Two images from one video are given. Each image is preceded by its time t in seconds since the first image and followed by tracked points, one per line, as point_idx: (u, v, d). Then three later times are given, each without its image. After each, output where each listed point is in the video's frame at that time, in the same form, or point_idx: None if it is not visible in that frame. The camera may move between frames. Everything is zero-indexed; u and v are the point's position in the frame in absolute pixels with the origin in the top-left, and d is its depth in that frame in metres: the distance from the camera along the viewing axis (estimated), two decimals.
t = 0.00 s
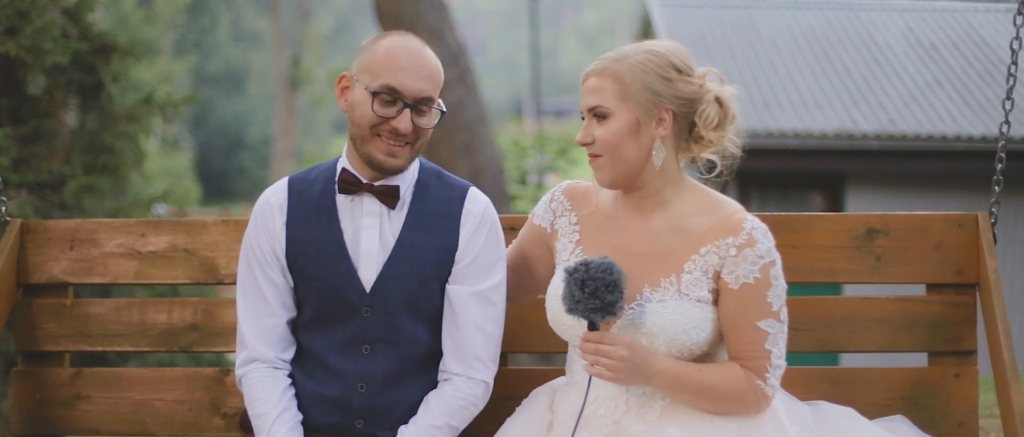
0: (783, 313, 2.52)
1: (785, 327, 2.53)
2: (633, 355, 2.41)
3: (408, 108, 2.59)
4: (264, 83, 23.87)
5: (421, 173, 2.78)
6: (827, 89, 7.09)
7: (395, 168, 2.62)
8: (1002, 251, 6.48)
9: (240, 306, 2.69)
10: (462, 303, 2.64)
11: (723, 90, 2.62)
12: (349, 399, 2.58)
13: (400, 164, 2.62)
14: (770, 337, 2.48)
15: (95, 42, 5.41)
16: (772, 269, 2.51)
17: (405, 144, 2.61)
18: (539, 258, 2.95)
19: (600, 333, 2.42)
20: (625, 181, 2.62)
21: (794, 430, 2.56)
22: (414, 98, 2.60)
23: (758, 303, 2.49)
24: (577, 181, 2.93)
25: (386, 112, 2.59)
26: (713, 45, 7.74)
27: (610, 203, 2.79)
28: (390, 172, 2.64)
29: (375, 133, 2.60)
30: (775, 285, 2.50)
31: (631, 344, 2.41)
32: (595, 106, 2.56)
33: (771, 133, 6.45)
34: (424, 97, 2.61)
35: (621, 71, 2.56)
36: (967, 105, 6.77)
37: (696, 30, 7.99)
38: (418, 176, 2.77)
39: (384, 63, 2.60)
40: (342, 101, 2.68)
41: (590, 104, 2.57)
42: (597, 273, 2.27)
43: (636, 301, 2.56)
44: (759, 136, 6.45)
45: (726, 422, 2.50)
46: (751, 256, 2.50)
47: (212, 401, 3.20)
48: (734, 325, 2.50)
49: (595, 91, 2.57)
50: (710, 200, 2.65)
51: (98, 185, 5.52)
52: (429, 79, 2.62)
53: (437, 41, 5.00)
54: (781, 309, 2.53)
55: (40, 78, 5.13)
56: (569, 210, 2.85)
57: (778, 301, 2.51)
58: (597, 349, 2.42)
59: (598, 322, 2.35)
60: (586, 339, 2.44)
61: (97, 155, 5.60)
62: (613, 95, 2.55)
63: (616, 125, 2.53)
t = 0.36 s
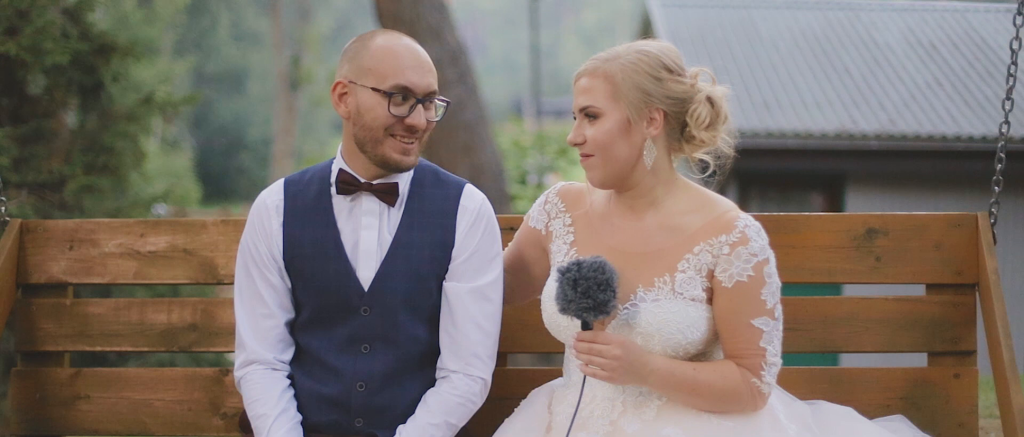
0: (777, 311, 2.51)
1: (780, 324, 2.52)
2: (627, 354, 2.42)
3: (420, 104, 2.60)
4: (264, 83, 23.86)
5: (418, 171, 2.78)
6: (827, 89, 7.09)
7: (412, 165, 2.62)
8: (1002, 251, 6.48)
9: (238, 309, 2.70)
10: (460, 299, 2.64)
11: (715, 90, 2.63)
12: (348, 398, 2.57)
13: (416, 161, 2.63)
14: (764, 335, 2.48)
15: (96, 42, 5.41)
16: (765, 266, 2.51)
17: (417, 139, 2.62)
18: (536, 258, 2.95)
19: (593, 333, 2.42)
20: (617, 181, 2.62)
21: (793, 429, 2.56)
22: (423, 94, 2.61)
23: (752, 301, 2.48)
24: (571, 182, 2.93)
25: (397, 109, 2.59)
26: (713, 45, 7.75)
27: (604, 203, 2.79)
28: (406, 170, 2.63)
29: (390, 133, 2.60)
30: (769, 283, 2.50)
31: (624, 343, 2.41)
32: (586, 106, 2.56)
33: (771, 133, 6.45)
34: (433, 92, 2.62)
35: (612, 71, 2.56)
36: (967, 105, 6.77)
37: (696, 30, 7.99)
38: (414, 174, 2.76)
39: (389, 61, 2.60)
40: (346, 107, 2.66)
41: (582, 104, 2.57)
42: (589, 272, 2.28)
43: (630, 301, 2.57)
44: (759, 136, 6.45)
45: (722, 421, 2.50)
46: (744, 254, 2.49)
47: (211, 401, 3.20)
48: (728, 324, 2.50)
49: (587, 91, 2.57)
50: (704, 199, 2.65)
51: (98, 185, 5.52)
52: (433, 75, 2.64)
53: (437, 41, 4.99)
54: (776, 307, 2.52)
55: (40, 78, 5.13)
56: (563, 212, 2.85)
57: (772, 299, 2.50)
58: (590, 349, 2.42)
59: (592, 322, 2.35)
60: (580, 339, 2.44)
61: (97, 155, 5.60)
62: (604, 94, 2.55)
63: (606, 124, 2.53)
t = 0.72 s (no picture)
0: (779, 311, 2.51)
1: (781, 324, 2.52)
2: (629, 355, 2.41)
3: (423, 103, 2.61)
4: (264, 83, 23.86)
5: (416, 172, 2.78)
6: (827, 89, 7.10)
7: (416, 162, 2.62)
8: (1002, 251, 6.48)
9: (236, 312, 2.70)
10: (460, 300, 2.64)
11: (714, 90, 2.63)
12: (347, 399, 2.57)
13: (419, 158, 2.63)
14: (766, 335, 2.48)
15: (96, 42, 5.41)
16: (767, 266, 2.51)
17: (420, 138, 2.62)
18: (536, 259, 2.94)
19: (595, 334, 2.41)
20: (617, 181, 2.61)
21: (793, 429, 2.56)
22: (425, 92, 2.62)
23: (754, 301, 2.48)
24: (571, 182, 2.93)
25: (400, 107, 2.59)
26: (713, 45, 7.76)
27: (604, 203, 2.79)
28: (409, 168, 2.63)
29: (392, 131, 2.60)
30: (770, 283, 2.50)
31: (627, 344, 2.41)
32: (585, 105, 2.56)
33: (771, 133, 6.45)
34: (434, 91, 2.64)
35: (611, 70, 2.56)
36: (967, 105, 6.77)
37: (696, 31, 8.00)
38: (413, 175, 2.76)
39: (390, 60, 2.61)
40: (346, 108, 2.66)
41: (581, 103, 2.57)
42: (592, 274, 2.27)
43: (631, 302, 2.56)
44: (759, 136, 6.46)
45: (723, 421, 2.50)
46: (745, 254, 2.50)
47: (211, 401, 3.20)
48: (731, 324, 2.50)
49: (586, 90, 2.57)
50: (704, 199, 2.65)
51: (98, 185, 5.52)
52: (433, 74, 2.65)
53: (437, 41, 4.99)
54: (778, 307, 2.52)
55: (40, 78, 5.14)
56: (564, 212, 2.85)
57: (774, 299, 2.50)
58: (592, 350, 2.42)
59: (594, 322, 2.35)
60: (582, 340, 2.44)
61: (97, 156, 5.60)
62: (603, 93, 2.55)
63: (605, 123, 2.53)
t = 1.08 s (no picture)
0: (783, 313, 2.52)
1: (785, 326, 2.53)
2: (634, 355, 2.41)
3: (424, 106, 2.60)
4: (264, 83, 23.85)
5: (417, 173, 2.78)
6: (827, 89, 7.10)
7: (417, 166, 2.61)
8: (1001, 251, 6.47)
9: (236, 311, 2.70)
10: (460, 301, 2.63)
11: (722, 93, 2.62)
12: (347, 399, 2.57)
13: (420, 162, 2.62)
14: (770, 337, 2.48)
15: (96, 42, 5.41)
16: (771, 268, 2.51)
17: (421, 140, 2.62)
18: (539, 259, 2.94)
19: (600, 334, 2.41)
20: (621, 181, 2.61)
21: (794, 430, 2.56)
22: (424, 93, 2.61)
23: (758, 303, 2.48)
24: (574, 182, 2.93)
25: (399, 110, 2.59)
26: (713, 45, 7.76)
27: (608, 204, 2.79)
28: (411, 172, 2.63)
29: (394, 136, 2.59)
30: (774, 285, 2.50)
31: (631, 344, 2.41)
32: (592, 103, 2.56)
33: (771, 133, 6.46)
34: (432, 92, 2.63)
35: (620, 69, 2.56)
36: (967, 105, 6.77)
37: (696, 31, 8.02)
38: (414, 177, 2.76)
39: (388, 63, 2.61)
40: (346, 112, 2.65)
41: (588, 100, 2.57)
42: (597, 273, 2.27)
43: (635, 303, 2.56)
44: (759, 136, 6.46)
45: (726, 422, 2.50)
46: (750, 256, 2.50)
47: (210, 401, 3.20)
48: (735, 326, 2.50)
49: (594, 88, 2.57)
50: (709, 200, 2.65)
51: (98, 185, 5.51)
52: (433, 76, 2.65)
53: (437, 41, 4.99)
54: (781, 309, 2.53)
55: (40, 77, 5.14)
56: (567, 211, 2.84)
57: (778, 301, 2.51)
58: (597, 350, 2.41)
59: (599, 323, 2.35)
60: (587, 339, 2.44)
61: (97, 156, 5.60)
62: (611, 92, 2.55)
63: (612, 122, 2.54)
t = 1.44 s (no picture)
0: (777, 314, 2.51)
1: (779, 327, 2.52)
2: (626, 355, 2.41)
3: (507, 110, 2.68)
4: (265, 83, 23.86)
5: (468, 186, 2.81)
6: (827, 89, 7.10)
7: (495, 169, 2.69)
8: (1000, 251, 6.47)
9: (265, 287, 2.68)
10: (495, 320, 2.67)
11: (720, 107, 2.61)
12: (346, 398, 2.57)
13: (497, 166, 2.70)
14: (763, 337, 2.47)
15: (96, 42, 5.42)
16: (765, 268, 2.50)
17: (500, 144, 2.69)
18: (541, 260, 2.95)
19: (594, 334, 2.41)
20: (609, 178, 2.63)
21: (788, 429, 2.56)
22: (508, 97, 2.69)
23: (751, 303, 2.47)
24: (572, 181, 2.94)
25: (487, 111, 2.66)
26: (713, 45, 7.78)
27: (602, 202, 2.79)
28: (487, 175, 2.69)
29: (478, 137, 2.66)
30: (768, 285, 2.49)
31: (624, 344, 2.41)
32: (586, 98, 2.60)
33: (770, 133, 6.47)
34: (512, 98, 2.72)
35: (618, 69, 2.58)
36: (967, 105, 6.76)
37: (696, 31, 8.03)
38: (466, 189, 2.80)
39: (476, 65, 2.68)
40: (427, 110, 2.69)
41: (584, 95, 2.61)
42: (590, 273, 2.28)
43: (628, 301, 2.56)
44: (758, 136, 6.47)
45: (719, 422, 2.50)
46: (744, 255, 2.49)
47: (206, 401, 3.20)
48: (728, 326, 2.49)
49: (591, 84, 2.60)
50: (703, 201, 2.64)
51: (99, 185, 5.52)
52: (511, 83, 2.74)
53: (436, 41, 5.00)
54: (775, 309, 2.51)
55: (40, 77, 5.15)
56: (563, 210, 2.85)
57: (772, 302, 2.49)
58: (590, 349, 2.41)
59: (592, 322, 2.35)
60: (579, 338, 2.43)
61: (97, 156, 5.60)
62: (606, 90, 2.58)
63: (601, 120, 2.56)
